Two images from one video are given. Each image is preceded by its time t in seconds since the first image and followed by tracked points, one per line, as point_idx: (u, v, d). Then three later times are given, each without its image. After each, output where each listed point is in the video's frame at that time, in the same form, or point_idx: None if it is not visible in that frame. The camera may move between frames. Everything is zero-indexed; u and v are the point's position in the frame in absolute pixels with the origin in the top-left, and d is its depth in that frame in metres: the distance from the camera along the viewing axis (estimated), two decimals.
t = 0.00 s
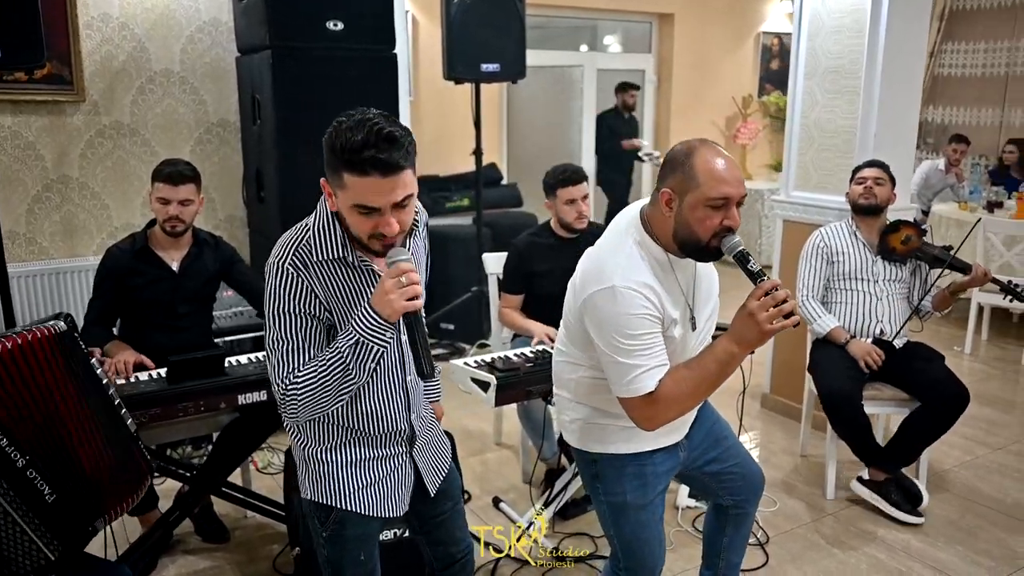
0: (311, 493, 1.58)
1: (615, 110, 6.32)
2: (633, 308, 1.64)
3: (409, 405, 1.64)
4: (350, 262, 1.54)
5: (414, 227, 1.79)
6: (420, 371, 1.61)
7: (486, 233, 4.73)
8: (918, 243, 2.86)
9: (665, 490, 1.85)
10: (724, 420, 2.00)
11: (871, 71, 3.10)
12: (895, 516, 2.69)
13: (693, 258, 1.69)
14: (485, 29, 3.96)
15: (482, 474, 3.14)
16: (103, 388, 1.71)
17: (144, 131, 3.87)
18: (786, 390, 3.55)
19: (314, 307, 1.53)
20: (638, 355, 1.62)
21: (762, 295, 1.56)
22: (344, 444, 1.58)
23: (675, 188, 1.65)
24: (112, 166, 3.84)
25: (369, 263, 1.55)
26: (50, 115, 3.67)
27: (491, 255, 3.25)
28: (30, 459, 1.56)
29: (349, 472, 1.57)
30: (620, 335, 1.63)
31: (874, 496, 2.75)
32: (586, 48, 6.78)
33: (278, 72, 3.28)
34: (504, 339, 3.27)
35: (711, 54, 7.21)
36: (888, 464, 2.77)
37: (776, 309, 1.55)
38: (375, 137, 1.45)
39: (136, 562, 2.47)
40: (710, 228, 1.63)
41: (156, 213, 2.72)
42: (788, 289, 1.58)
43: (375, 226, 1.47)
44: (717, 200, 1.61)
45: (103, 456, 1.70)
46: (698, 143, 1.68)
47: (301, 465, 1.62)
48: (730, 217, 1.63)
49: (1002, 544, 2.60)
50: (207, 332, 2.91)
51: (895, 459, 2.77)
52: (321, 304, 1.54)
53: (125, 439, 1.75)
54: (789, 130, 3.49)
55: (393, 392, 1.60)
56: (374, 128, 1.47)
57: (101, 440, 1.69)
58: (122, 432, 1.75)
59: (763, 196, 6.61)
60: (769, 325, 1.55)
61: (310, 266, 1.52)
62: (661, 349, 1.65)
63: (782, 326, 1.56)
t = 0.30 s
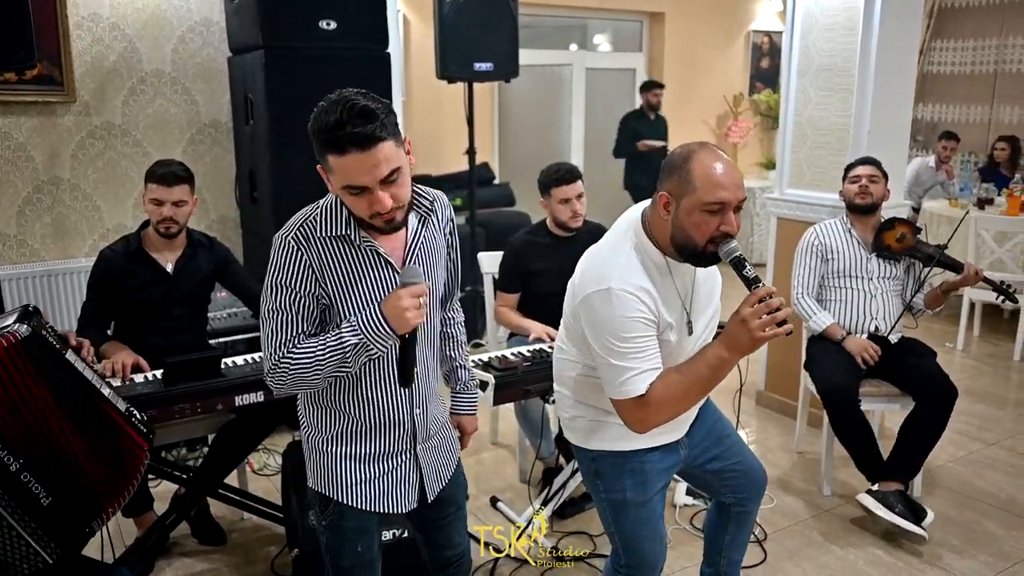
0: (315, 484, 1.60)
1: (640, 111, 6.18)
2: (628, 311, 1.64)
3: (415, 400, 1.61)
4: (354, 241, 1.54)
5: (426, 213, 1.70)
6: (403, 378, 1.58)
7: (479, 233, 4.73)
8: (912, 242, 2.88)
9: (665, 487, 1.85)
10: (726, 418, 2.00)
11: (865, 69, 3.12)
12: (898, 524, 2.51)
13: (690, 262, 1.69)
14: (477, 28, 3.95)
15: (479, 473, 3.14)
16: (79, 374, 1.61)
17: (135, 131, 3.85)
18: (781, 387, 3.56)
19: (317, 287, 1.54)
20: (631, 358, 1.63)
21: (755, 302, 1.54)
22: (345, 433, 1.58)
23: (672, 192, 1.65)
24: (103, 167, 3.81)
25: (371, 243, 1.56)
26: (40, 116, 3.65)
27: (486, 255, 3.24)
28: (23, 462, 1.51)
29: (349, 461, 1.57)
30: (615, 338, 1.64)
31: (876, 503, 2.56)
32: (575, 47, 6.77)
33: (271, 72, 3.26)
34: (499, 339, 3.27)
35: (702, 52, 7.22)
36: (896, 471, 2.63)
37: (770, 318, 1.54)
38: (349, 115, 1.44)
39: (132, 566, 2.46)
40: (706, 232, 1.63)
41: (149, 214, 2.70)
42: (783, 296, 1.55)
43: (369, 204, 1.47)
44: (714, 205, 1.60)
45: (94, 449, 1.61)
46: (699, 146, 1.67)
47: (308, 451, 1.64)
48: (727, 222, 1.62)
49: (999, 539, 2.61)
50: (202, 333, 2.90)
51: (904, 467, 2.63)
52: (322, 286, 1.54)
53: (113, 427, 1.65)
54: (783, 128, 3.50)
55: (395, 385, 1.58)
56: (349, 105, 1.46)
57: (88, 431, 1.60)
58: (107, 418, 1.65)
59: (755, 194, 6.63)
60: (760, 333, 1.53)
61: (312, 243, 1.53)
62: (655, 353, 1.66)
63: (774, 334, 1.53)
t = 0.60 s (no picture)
0: (326, 473, 1.59)
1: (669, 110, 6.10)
2: (620, 301, 1.64)
3: (422, 383, 1.58)
4: (351, 226, 1.53)
5: (425, 197, 1.67)
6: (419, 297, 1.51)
7: (476, 232, 4.72)
8: (910, 243, 2.86)
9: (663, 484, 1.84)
10: (727, 418, 1.98)
11: (862, 67, 3.11)
12: (896, 529, 2.51)
13: (683, 253, 1.68)
14: (474, 27, 3.94)
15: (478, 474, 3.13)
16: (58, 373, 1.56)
17: (131, 132, 3.83)
18: (780, 386, 3.56)
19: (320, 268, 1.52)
20: (622, 348, 1.63)
21: (744, 293, 1.51)
22: (353, 419, 1.56)
23: (663, 183, 1.64)
24: (99, 167, 3.80)
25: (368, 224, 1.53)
26: (35, 116, 3.63)
27: (484, 254, 3.23)
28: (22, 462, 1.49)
29: (358, 446, 1.56)
30: (606, 328, 1.64)
31: (875, 505, 2.56)
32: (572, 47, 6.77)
33: (267, 72, 3.25)
34: (497, 339, 3.26)
35: (698, 51, 7.22)
36: (896, 475, 2.61)
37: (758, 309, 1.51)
38: (330, 93, 1.44)
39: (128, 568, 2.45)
40: (698, 223, 1.61)
41: (145, 215, 2.69)
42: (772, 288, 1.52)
43: (358, 181, 1.45)
44: (704, 195, 1.58)
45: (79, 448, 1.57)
46: (691, 136, 1.66)
47: (319, 440, 1.63)
48: (719, 212, 1.60)
49: (999, 537, 2.61)
50: (199, 334, 2.88)
51: (904, 470, 2.61)
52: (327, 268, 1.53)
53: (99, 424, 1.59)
54: (781, 126, 3.49)
55: (401, 367, 1.55)
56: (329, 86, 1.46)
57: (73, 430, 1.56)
58: (91, 414, 1.59)
59: (752, 193, 6.62)
60: (748, 326, 1.51)
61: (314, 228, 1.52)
62: (647, 344, 1.65)
63: (763, 326, 1.51)
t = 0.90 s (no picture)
0: (332, 482, 1.55)
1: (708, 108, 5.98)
2: (608, 291, 1.65)
3: (429, 382, 1.58)
4: (354, 233, 1.49)
5: (418, 198, 1.68)
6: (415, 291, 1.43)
7: (475, 232, 4.70)
8: (910, 241, 2.87)
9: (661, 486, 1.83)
10: (727, 420, 1.97)
11: (862, 67, 3.11)
12: (893, 530, 2.49)
13: (675, 243, 1.68)
14: (471, 27, 3.93)
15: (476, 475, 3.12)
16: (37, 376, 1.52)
17: (127, 132, 3.81)
18: (778, 387, 3.56)
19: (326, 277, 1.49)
20: (610, 338, 1.64)
21: (732, 280, 1.49)
22: (362, 424, 1.54)
23: (653, 172, 1.65)
24: (95, 168, 3.78)
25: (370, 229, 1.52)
26: (31, 116, 3.61)
27: (483, 255, 3.21)
28: (15, 465, 1.47)
29: (367, 451, 1.53)
30: (594, 317, 1.65)
31: (873, 506, 2.55)
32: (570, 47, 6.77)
33: (264, 72, 3.23)
34: (496, 339, 3.25)
35: (696, 51, 7.21)
36: (895, 476, 2.60)
37: (744, 297, 1.49)
38: (334, 95, 1.44)
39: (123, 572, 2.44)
40: (686, 211, 1.62)
41: (140, 215, 2.67)
42: (759, 278, 1.50)
43: (358, 182, 1.45)
44: (691, 182, 1.60)
45: (65, 452, 1.53)
46: (680, 126, 1.67)
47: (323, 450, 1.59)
48: (707, 200, 1.61)
49: (998, 538, 2.60)
50: (195, 336, 2.86)
51: (903, 472, 2.60)
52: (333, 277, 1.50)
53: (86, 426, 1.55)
54: (779, 127, 3.49)
55: (408, 368, 1.54)
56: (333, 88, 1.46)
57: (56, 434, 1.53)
58: (76, 417, 1.54)
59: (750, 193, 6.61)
60: (734, 313, 1.48)
61: (320, 238, 1.49)
62: (636, 333, 1.66)
63: (749, 313, 1.49)
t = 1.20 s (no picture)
0: (322, 501, 1.52)
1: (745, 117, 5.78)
2: (590, 284, 1.66)
3: (418, 397, 1.57)
4: (350, 252, 1.49)
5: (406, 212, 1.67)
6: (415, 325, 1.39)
7: (471, 233, 4.69)
8: (909, 241, 2.86)
9: (654, 488, 1.82)
10: (724, 423, 1.96)
11: (859, 68, 3.10)
12: (890, 533, 2.48)
13: (659, 236, 1.70)
14: (468, 27, 3.91)
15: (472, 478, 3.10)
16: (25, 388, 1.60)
17: (122, 133, 3.80)
18: (776, 388, 3.54)
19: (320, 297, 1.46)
20: (591, 331, 1.65)
21: (711, 272, 1.51)
22: (353, 442, 1.51)
23: (635, 167, 1.68)
24: (90, 169, 3.76)
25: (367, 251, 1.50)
26: (25, 118, 3.59)
27: (479, 257, 3.20)
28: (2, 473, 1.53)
29: (358, 468, 1.51)
30: (576, 310, 1.66)
31: (869, 509, 2.54)
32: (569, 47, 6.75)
33: (259, 73, 3.22)
34: (492, 341, 3.24)
35: (694, 51, 7.19)
36: (893, 479, 2.59)
37: (725, 287, 1.50)
38: (349, 117, 1.43)
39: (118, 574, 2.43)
40: (669, 204, 1.64)
41: (134, 216, 2.66)
42: (740, 267, 1.52)
43: (359, 205, 1.42)
44: (674, 175, 1.62)
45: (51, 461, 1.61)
46: (663, 120, 1.69)
47: (310, 469, 1.55)
48: (690, 193, 1.63)
49: (997, 541, 2.59)
50: (190, 339, 2.85)
51: (901, 474, 2.59)
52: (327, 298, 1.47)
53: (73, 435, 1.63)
54: (776, 127, 3.47)
55: (399, 383, 1.54)
56: (348, 109, 1.44)
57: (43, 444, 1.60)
58: (63, 426, 1.62)
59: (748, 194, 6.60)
60: (714, 304, 1.50)
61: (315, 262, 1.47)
62: (619, 327, 1.66)
63: (729, 305, 1.50)
